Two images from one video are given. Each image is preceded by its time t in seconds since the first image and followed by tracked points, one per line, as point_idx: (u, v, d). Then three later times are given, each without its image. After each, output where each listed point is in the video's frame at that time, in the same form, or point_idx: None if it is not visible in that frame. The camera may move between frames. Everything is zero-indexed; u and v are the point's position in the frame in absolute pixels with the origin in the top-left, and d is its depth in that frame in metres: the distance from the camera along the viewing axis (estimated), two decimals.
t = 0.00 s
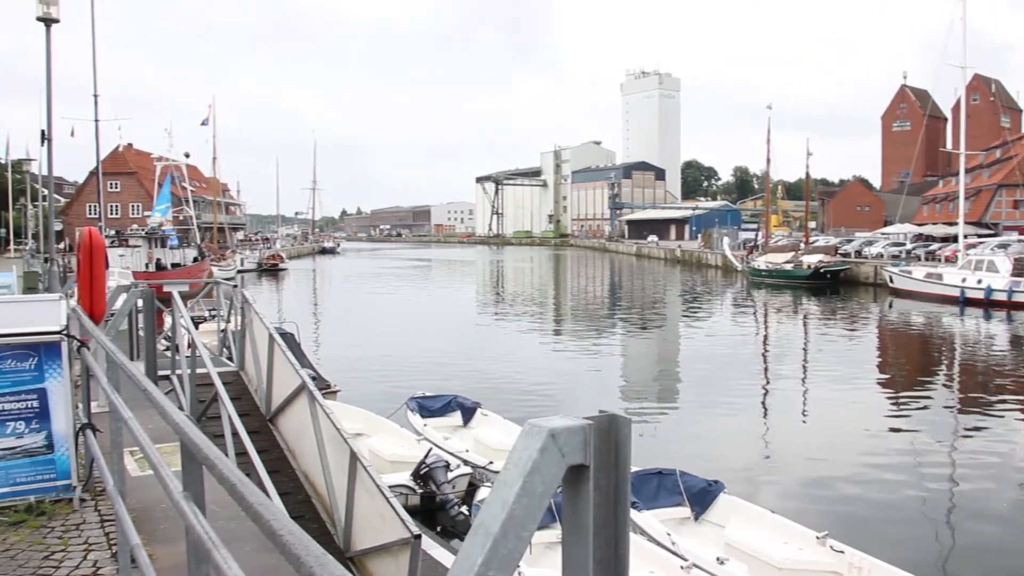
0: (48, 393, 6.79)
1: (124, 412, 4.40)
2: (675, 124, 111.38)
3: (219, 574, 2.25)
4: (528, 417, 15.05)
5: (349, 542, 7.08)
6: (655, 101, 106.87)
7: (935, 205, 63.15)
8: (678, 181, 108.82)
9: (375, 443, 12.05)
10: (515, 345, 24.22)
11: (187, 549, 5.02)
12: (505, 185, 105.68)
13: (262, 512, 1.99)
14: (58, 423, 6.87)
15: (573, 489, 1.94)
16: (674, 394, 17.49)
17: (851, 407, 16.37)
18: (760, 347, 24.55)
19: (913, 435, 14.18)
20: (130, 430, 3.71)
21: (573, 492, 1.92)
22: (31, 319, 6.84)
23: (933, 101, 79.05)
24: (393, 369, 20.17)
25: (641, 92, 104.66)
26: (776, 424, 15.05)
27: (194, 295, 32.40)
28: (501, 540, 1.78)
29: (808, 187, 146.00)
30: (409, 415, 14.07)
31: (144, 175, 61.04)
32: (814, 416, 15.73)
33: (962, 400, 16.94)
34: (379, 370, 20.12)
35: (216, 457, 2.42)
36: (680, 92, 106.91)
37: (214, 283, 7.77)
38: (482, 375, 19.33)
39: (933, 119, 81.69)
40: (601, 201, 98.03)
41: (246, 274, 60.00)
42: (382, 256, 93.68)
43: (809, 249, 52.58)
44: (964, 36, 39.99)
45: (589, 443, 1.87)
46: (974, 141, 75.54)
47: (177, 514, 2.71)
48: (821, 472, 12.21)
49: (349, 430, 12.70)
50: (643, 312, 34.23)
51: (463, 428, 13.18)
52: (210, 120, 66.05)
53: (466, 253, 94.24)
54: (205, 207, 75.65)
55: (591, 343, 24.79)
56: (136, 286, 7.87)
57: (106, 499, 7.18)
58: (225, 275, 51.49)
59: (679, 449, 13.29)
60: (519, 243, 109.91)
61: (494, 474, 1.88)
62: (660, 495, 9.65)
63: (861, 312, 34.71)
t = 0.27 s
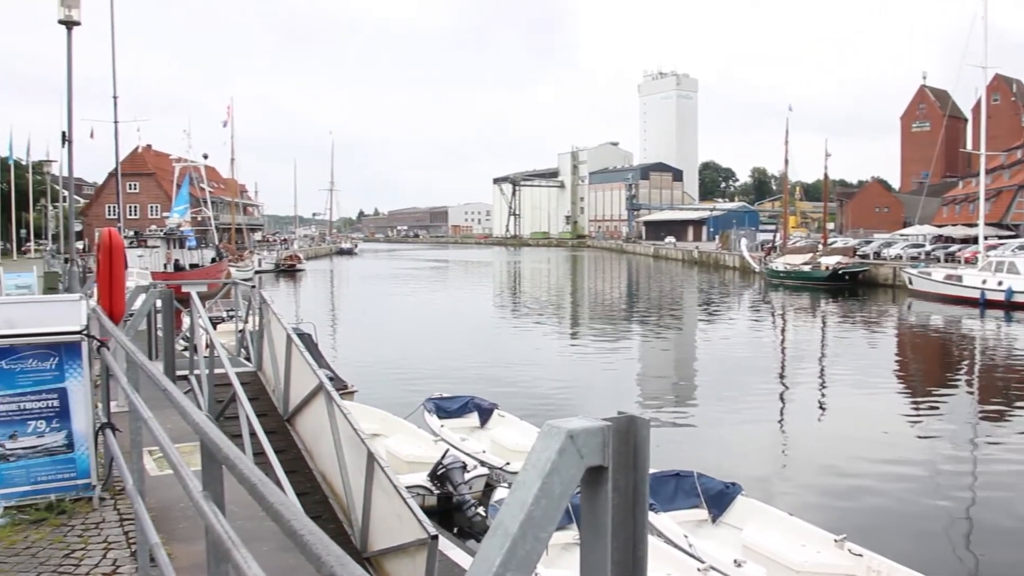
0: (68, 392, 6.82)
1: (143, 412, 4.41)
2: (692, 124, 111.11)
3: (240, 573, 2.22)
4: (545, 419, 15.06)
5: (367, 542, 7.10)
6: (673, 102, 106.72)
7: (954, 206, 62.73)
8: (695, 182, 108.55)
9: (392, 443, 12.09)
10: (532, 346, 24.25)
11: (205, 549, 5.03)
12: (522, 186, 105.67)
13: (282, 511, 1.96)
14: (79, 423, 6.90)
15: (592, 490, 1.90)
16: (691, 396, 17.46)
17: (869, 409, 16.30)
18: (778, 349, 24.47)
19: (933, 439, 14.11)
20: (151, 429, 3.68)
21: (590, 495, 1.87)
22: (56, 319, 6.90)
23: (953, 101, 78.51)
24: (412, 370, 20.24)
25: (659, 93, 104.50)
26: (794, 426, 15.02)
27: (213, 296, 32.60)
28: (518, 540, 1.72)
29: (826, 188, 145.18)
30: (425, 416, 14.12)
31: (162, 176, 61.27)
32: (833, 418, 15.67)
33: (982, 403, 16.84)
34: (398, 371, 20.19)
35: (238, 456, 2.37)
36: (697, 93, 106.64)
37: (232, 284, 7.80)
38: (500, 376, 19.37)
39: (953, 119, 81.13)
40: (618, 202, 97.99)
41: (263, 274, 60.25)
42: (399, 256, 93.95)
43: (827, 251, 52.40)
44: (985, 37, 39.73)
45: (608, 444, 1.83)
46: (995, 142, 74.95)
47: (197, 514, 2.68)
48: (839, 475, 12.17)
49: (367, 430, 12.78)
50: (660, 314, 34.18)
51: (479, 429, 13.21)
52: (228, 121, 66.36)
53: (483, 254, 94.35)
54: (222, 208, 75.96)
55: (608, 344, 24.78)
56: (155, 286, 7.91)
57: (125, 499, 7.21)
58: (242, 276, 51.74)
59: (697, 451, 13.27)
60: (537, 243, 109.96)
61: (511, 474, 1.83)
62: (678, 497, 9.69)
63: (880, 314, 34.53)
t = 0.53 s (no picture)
0: (88, 392, 6.87)
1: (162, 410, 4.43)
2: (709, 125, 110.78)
3: (258, 572, 2.20)
4: (562, 420, 15.08)
5: (382, 542, 7.12)
6: (690, 103, 106.53)
7: (973, 207, 62.26)
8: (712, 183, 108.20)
9: (408, 444, 12.12)
10: (548, 347, 24.28)
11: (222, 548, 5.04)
12: (539, 187, 105.76)
13: (301, 511, 1.93)
14: (98, 422, 6.94)
15: (609, 490, 1.88)
16: (708, 398, 17.44)
17: (887, 412, 16.22)
18: (796, 351, 24.37)
19: (951, 442, 14.02)
20: (169, 428, 3.68)
21: (609, 495, 1.85)
22: (71, 319, 6.90)
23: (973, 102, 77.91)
24: (430, 371, 20.30)
25: (676, 94, 104.29)
26: (812, 429, 14.98)
27: (231, 295, 32.81)
28: (536, 542, 1.71)
29: (845, 189, 144.25)
30: (442, 417, 14.17)
31: (180, 177, 61.73)
32: (850, 421, 15.61)
33: (1001, 407, 16.72)
34: (415, 371, 20.26)
35: (254, 455, 2.33)
36: (714, 94, 106.30)
37: (250, 285, 7.84)
38: (516, 377, 19.41)
39: (973, 120, 80.49)
40: (634, 203, 97.98)
41: (280, 274, 60.54)
42: (416, 257, 94.27)
43: (845, 252, 52.19)
44: (1006, 38, 39.46)
45: (626, 445, 1.81)
46: (1015, 142, 74.27)
47: (215, 513, 2.66)
48: (856, 479, 12.12)
49: (383, 431, 12.81)
50: (676, 315, 34.12)
51: (496, 430, 13.24)
52: (246, 122, 66.73)
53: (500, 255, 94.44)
54: (239, 209, 76.39)
55: (625, 345, 24.76)
56: (173, 287, 7.96)
57: (143, 497, 7.24)
58: (260, 276, 51.99)
59: (714, 453, 13.26)
60: (554, 244, 110.01)
61: (532, 474, 1.81)
62: (694, 499, 9.72)
63: (898, 316, 34.34)
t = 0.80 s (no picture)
0: (106, 391, 6.91)
1: (180, 409, 4.44)
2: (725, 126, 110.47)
3: (274, 572, 2.17)
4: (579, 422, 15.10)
5: (399, 542, 7.13)
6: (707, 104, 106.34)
7: (992, 208, 61.80)
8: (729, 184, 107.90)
9: (423, 444, 12.15)
10: (562, 348, 24.29)
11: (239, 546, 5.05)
12: (555, 188, 105.81)
13: (316, 511, 1.90)
14: (116, 421, 6.98)
15: (626, 492, 1.85)
16: (724, 399, 17.42)
17: (905, 415, 16.15)
18: (813, 353, 24.28)
19: (969, 446, 13.95)
20: (187, 428, 3.67)
21: (625, 495, 1.83)
22: (87, 319, 6.93)
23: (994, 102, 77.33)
24: (447, 371, 20.37)
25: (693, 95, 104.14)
26: (829, 431, 14.94)
27: (248, 295, 32.99)
28: (552, 542, 1.67)
29: (862, 190, 143.44)
30: (457, 417, 14.21)
31: (197, 178, 62.08)
32: (867, 424, 15.55)
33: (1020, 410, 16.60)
34: (432, 372, 20.32)
35: (272, 455, 2.30)
36: (731, 95, 106.01)
37: (267, 284, 7.87)
38: (532, 378, 19.43)
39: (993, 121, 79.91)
40: (650, 204, 97.91)
41: (296, 275, 60.81)
42: (431, 258, 94.55)
43: (863, 254, 51.96)
44: None
45: (642, 445, 1.78)
46: None
47: (232, 513, 2.65)
48: (872, 482, 12.08)
49: (399, 431, 12.85)
50: (691, 316, 34.06)
51: (511, 431, 13.26)
52: (263, 123, 67.04)
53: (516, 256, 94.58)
54: (257, 209, 76.86)
55: (640, 347, 24.74)
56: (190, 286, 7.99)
57: (161, 496, 7.27)
58: (276, 276, 52.26)
59: (731, 455, 13.25)
60: (570, 245, 110.02)
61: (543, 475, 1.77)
62: (710, 499, 9.68)
63: (915, 318, 34.16)
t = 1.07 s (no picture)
0: (124, 390, 6.96)
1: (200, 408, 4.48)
2: (740, 127, 110.18)
3: (293, 572, 2.18)
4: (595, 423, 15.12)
5: (414, 541, 7.15)
6: (722, 105, 106.18)
7: (1011, 209, 61.33)
8: (744, 184, 107.63)
9: (440, 444, 12.22)
10: (579, 348, 24.36)
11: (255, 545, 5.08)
12: (570, 189, 105.90)
13: (335, 509, 1.90)
14: (134, 420, 7.02)
15: (641, 492, 1.85)
16: (739, 401, 17.43)
17: (922, 418, 16.09)
18: (829, 355, 24.22)
19: (987, 449, 13.88)
20: (207, 428, 3.70)
21: (641, 495, 1.82)
22: (106, 318, 6.98)
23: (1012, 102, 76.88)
24: (463, 372, 20.46)
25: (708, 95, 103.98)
26: (844, 433, 14.91)
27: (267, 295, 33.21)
28: (568, 541, 1.68)
29: (879, 191, 142.67)
30: (474, 417, 14.26)
31: (214, 178, 62.48)
32: (883, 426, 15.51)
33: None
34: (448, 372, 20.42)
35: (291, 455, 2.30)
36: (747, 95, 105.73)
37: (283, 284, 7.91)
38: (547, 378, 19.47)
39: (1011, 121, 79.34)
40: (666, 204, 97.77)
41: (312, 275, 61.09)
42: (446, 258, 94.74)
43: (880, 255, 51.79)
44: None
45: (660, 446, 1.79)
46: None
47: (249, 511, 2.66)
48: (889, 484, 12.05)
49: (415, 431, 12.90)
50: (708, 317, 34.04)
51: (527, 432, 13.30)
52: (280, 123, 67.40)
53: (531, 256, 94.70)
54: (273, 209, 77.26)
55: (656, 348, 24.77)
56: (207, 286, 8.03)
57: (178, 494, 7.31)
58: (293, 277, 52.51)
59: (747, 457, 13.25)
60: (586, 246, 110.00)
61: (559, 477, 1.78)
62: (726, 502, 9.76)
63: (932, 320, 34.02)
